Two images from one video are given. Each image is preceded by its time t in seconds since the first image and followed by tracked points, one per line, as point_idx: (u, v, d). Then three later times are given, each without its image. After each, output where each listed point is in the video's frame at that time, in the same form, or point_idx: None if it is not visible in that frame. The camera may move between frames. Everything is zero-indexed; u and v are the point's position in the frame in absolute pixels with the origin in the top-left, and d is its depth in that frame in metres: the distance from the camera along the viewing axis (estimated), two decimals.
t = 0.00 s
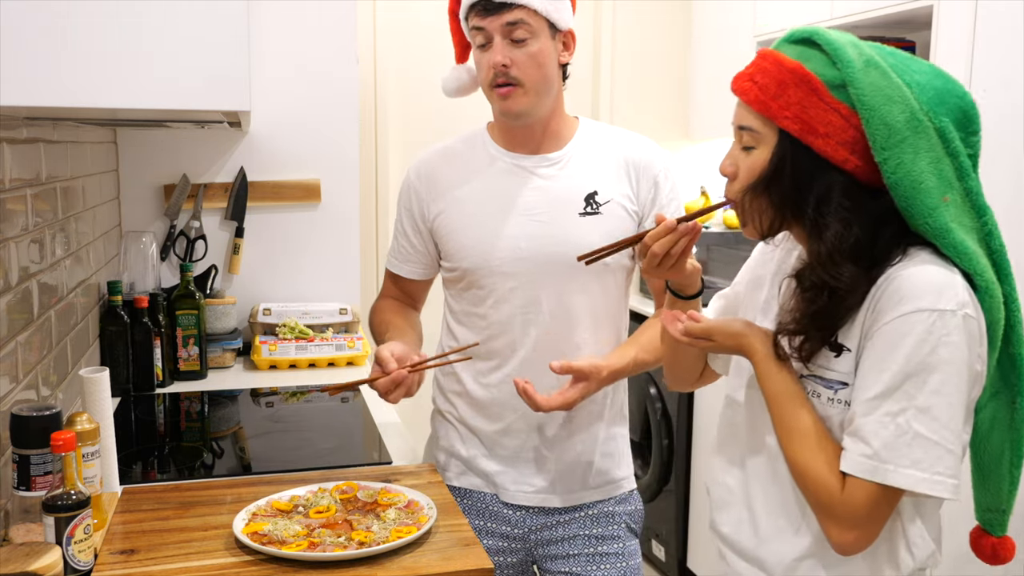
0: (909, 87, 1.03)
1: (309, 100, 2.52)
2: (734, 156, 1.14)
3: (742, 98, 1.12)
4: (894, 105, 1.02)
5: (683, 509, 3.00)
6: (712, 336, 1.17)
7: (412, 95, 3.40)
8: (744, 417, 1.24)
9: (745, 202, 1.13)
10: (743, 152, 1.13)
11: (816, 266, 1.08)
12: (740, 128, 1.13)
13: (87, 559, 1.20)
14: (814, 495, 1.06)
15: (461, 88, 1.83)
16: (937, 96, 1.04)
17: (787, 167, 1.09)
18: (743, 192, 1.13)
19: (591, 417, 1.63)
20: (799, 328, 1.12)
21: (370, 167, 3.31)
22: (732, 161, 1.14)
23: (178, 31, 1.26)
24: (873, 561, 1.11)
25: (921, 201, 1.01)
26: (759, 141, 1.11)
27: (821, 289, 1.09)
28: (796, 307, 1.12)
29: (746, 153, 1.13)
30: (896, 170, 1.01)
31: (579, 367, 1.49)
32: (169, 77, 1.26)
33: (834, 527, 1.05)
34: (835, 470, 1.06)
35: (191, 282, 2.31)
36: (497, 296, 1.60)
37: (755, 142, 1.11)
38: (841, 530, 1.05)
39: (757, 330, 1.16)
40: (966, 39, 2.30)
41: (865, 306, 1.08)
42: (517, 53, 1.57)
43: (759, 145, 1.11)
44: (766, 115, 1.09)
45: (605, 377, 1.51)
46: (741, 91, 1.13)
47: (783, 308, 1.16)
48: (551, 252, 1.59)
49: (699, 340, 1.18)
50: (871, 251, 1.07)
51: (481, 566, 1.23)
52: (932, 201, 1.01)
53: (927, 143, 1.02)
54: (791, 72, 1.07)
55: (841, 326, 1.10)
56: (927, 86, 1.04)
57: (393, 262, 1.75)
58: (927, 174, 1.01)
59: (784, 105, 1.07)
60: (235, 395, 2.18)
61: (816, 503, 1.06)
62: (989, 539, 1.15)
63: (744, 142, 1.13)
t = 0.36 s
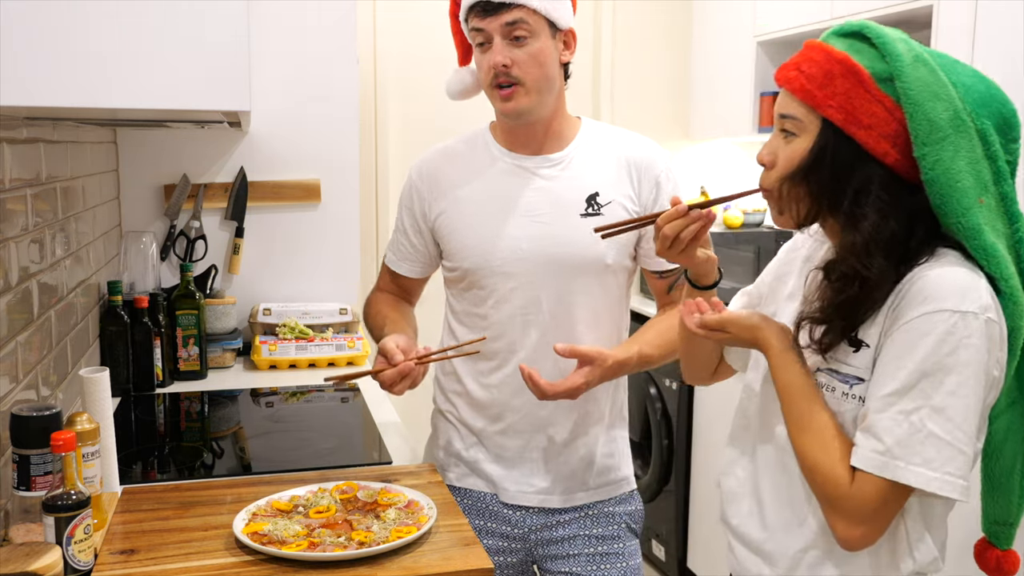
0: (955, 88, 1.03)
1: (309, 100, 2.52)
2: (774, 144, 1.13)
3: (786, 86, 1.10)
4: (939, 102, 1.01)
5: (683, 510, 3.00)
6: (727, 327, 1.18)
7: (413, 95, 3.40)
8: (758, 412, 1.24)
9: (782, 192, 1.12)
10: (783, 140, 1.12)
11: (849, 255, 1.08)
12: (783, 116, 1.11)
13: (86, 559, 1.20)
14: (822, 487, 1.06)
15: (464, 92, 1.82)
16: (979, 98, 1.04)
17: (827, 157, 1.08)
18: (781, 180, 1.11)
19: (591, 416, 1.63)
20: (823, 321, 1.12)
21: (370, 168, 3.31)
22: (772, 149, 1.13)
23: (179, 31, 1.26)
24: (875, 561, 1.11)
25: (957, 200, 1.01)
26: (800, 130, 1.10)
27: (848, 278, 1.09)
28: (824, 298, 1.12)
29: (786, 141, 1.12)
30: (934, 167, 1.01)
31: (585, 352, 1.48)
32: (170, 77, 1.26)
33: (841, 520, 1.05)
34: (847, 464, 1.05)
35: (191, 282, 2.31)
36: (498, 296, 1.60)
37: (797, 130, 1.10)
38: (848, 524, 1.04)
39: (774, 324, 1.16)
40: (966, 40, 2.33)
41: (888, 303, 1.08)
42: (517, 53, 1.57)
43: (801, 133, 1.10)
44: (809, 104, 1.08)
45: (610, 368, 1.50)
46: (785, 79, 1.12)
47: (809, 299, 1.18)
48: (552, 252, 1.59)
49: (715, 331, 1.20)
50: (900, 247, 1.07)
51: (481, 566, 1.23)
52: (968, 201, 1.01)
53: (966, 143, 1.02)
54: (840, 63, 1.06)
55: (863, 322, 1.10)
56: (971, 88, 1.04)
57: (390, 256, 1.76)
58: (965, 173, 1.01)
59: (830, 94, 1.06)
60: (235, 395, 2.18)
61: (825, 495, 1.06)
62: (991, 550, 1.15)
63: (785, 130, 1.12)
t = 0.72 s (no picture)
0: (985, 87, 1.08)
1: (309, 100, 2.52)
2: (806, 130, 1.13)
3: (824, 72, 1.10)
4: (979, 98, 1.05)
5: (683, 510, 3.00)
6: (742, 376, 1.11)
7: (413, 95, 3.40)
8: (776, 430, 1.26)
9: (819, 177, 1.11)
10: (817, 126, 1.12)
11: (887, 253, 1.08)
12: (819, 101, 1.11)
13: (87, 559, 1.20)
14: (890, 511, 1.05)
15: (467, 89, 1.83)
16: (1000, 102, 1.10)
17: (869, 144, 1.08)
18: (818, 165, 1.11)
19: (591, 416, 1.63)
20: (850, 326, 1.12)
21: (370, 167, 3.31)
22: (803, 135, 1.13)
23: (178, 31, 1.26)
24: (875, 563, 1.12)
25: (988, 193, 1.05)
26: (840, 116, 1.10)
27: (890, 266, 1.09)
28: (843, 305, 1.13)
29: (824, 129, 1.11)
30: (972, 158, 1.05)
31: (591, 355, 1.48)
32: (170, 77, 1.26)
33: (916, 539, 1.04)
34: (905, 483, 1.05)
35: (191, 282, 2.31)
36: (498, 296, 1.60)
37: (835, 116, 1.10)
38: (925, 542, 1.04)
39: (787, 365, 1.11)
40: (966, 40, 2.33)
41: (907, 306, 1.10)
42: (525, 51, 1.57)
43: (840, 119, 1.10)
44: (852, 88, 1.08)
45: (616, 372, 1.50)
46: (822, 63, 1.11)
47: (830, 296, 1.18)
48: (552, 252, 1.59)
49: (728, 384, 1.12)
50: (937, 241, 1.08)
51: (481, 566, 1.23)
52: (997, 195, 1.05)
53: (998, 141, 1.06)
54: (884, 51, 1.08)
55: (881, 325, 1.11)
56: (995, 91, 1.10)
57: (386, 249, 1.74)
58: (995, 169, 1.05)
59: (877, 81, 1.07)
60: (235, 395, 2.18)
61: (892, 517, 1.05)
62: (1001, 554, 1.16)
63: (820, 118, 1.12)
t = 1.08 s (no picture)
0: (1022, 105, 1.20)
1: (310, 100, 2.52)
2: (869, 121, 1.17)
3: (900, 64, 1.15)
4: None
5: (683, 510, 3.00)
6: (766, 417, 1.18)
7: (413, 95, 3.39)
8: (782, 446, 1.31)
9: (886, 172, 1.16)
10: (885, 119, 1.16)
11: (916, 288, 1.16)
12: (891, 94, 1.16)
13: (87, 559, 1.20)
14: (914, 537, 1.14)
15: (475, 70, 1.82)
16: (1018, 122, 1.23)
17: (941, 143, 1.14)
18: (885, 158, 1.15)
19: (591, 415, 1.63)
20: (884, 333, 1.17)
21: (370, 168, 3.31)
22: (869, 125, 1.17)
23: (178, 31, 1.26)
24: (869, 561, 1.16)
25: None
26: (913, 110, 1.15)
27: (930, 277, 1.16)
28: (879, 314, 1.17)
29: (892, 121, 1.16)
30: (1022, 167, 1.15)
31: (594, 303, 1.48)
32: (170, 77, 1.26)
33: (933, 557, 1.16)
34: (927, 509, 1.14)
35: (191, 282, 2.31)
36: (497, 292, 1.60)
37: (906, 111, 1.16)
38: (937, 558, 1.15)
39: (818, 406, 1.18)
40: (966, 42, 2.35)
41: (928, 327, 1.16)
42: (557, 57, 1.58)
43: (910, 115, 1.16)
44: (932, 84, 1.14)
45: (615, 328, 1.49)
46: (896, 54, 1.16)
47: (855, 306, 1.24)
48: (551, 249, 1.59)
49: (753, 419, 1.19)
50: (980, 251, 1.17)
51: (481, 565, 1.23)
52: None
53: None
54: (960, 52, 1.15)
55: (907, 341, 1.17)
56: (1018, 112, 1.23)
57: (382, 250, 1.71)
58: None
59: (955, 80, 1.14)
60: (235, 395, 2.18)
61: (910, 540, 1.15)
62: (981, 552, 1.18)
63: (887, 111, 1.17)
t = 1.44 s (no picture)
0: None
1: (310, 100, 2.52)
2: (903, 125, 1.17)
3: (934, 69, 1.15)
4: None
5: (683, 510, 3.00)
6: (784, 428, 1.15)
7: (413, 95, 3.40)
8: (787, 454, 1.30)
9: (915, 178, 1.15)
10: (918, 125, 1.16)
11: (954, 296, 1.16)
12: (925, 100, 1.16)
13: (87, 559, 1.20)
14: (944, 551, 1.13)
15: (484, 65, 1.80)
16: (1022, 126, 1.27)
17: (971, 152, 1.15)
18: (916, 164, 1.15)
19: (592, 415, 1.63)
20: (914, 339, 1.17)
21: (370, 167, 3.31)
22: (902, 130, 1.16)
23: (178, 31, 1.26)
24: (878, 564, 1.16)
25: None
26: (945, 117, 1.15)
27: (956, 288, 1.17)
28: (912, 322, 1.17)
29: (923, 127, 1.16)
30: None
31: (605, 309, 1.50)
32: (170, 77, 1.26)
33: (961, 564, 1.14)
34: (955, 516, 1.13)
35: (191, 282, 2.31)
36: (496, 292, 1.60)
37: (938, 118, 1.16)
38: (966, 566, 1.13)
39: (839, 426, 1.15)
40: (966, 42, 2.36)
41: (956, 336, 1.16)
42: (559, 58, 1.58)
43: (942, 122, 1.16)
44: (965, 91, 1.14)
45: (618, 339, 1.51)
46: (931, 58, 1.16)
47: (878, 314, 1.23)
48: (551, 249, 1.59)
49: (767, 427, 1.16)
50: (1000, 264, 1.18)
51: (481, 566, 1.23)
52: None
53: None
54: (991, 60, 1.16)
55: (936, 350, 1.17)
56: None
57: (385, 255, 1.72)
58: None
59: (988, 88, 1.15)
60: (235, 395, 2.18)
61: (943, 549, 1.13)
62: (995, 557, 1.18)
63: (919, 116, 1.17)
